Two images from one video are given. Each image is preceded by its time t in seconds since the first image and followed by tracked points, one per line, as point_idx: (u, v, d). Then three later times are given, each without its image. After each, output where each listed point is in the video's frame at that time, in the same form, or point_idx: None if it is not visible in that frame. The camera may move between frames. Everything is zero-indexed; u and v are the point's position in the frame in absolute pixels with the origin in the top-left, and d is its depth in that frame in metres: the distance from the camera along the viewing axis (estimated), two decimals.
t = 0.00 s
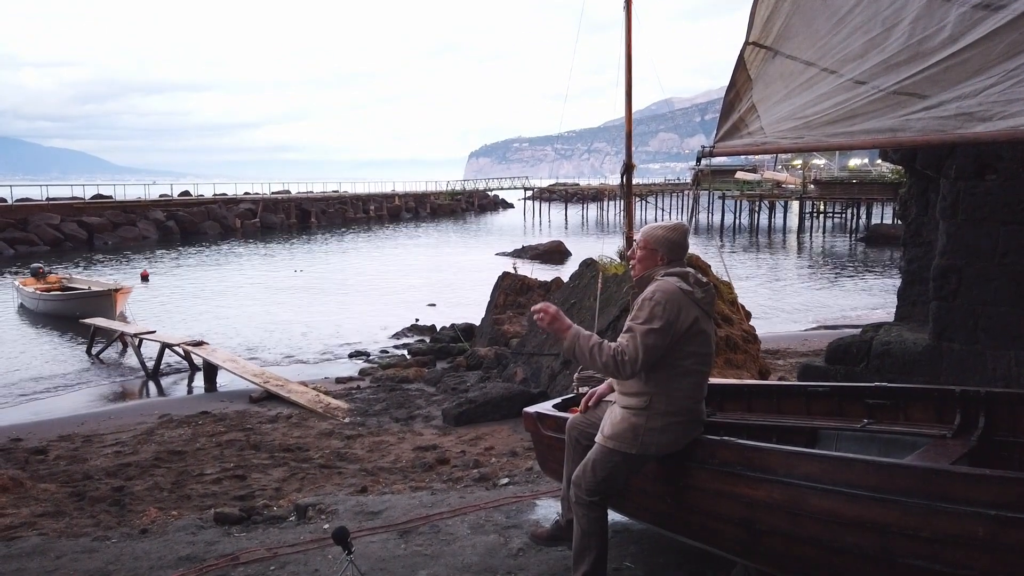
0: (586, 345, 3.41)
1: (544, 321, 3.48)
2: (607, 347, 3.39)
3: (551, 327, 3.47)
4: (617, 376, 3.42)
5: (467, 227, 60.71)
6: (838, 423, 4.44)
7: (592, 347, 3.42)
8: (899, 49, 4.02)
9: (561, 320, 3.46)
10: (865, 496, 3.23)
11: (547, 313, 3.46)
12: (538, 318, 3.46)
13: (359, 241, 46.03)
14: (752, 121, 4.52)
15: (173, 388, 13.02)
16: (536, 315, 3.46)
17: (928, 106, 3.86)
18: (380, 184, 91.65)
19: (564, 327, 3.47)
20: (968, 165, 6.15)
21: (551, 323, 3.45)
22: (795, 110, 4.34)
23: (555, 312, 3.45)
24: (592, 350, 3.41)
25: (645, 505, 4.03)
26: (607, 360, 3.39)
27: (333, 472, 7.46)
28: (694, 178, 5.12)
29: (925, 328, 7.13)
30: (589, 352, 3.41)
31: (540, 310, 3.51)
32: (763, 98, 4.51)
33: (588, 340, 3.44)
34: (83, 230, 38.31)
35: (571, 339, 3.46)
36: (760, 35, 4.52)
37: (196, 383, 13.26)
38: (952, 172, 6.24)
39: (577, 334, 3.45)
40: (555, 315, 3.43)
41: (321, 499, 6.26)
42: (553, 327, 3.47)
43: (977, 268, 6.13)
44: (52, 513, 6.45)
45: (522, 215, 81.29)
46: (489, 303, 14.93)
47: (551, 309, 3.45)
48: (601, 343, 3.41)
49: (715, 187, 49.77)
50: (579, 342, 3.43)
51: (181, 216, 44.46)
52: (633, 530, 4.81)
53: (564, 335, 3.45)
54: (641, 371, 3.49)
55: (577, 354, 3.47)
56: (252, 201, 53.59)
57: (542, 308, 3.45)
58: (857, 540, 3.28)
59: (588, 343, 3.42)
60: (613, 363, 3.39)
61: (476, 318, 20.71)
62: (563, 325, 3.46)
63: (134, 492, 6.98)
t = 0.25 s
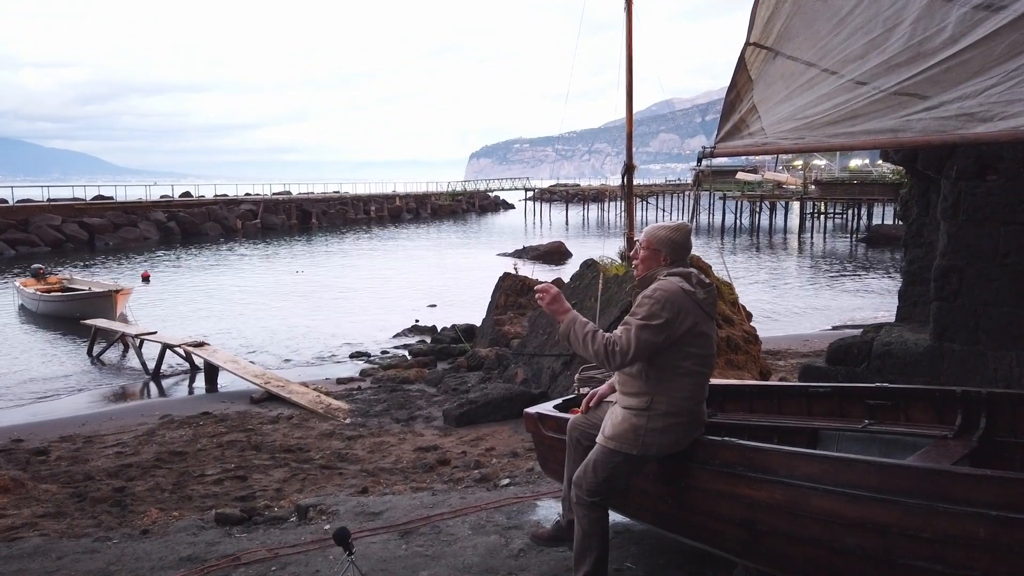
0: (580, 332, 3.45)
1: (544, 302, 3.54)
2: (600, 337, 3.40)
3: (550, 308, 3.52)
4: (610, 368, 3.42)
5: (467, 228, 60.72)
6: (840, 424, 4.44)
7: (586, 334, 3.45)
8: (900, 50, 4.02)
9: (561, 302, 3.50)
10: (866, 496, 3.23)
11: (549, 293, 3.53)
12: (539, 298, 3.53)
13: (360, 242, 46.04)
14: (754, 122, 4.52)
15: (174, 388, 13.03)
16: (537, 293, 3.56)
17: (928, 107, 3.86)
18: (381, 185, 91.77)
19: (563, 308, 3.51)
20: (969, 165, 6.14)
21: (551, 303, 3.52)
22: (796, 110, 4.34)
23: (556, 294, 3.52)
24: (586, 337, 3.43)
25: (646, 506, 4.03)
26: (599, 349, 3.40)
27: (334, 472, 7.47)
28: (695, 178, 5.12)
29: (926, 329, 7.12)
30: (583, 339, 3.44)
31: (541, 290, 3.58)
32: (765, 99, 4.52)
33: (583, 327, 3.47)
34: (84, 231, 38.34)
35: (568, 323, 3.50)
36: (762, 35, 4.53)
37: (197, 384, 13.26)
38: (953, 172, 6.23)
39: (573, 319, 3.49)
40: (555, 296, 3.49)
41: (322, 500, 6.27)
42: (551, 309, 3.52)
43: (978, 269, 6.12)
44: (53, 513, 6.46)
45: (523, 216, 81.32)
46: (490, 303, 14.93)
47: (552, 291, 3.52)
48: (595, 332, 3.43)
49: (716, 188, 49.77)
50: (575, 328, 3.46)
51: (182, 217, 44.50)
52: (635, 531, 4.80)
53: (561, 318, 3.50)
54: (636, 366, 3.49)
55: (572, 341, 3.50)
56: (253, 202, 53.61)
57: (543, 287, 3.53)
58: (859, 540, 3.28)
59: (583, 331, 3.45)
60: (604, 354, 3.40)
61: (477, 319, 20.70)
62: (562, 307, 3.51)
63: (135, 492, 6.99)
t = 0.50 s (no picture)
0: (576, 344, 3.45)
1: (535, 323, 3.55)
2: (599, 343, 3.40)
3: (542, 328, 3.52)
4: (610, 371, 3.42)
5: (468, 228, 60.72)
6: (840, 424, 4.45)
7: (584, 343, 3.45)
8: (901, 50, 4.02)
9: (552, 321, 3.50)
10: (866, 496, 3.23)
11: (538, 315, 3.53)
12: (529, 320, 3.53)
13: (360, 242, 46.06)
14: (754, 122, 4.52)
15: (174, 389, 13.04)
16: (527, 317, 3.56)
17: (929, 107, 3.86)
18: (381, 186, 91.82)
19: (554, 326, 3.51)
20: (969, 165, 6.14)
21: (542, 325, 3.53)
22: (797, 111, 4.34)
23: (546, 314, 3.51)
24: (583, 347, 3.43)
25: (647, 506, 4.03)
26: (598, 356, 3.40)
27: (334, 473, 7.47)
28: (696, 179, 5.12)
29: (927, 329, 7.12)
30: (580, 349, 3.45)
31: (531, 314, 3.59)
32: (765, 99, 4.52)
33: (579, 339, 3.47)
34: (85, 231, 38.36)
35: (562, 338, 3.50)
36: (761, 36, 4.53)
37: (197, 384, 13.27)
38: (954, 172, 6.22)
39: (567, 333, 3.49)
40: (545, 317, 3.49)
41: (322, 500, 6.27)
42: (543, 329, 3.52)
43: (979, 268, 6.12)
44: (54, 514, 6.46)
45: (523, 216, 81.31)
46: (490, 303, 14.93)
47: (542, 311, 3.51)
48: (592, 340, 3.44)
49: (717, 188, 49.78)
50: (570, 341, 3.46)
51: (183, 217, 44.52)
52: (636, 531, 4.80)
53: (554, 335, 3.50)
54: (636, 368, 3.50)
55: (569, 352, 3.50)
56: (254, 202, 53.64)
57: (533, 310, 3.53)
58: (859, 541, 3.28)
59: (579, 342, 3.45)
60: (604, 358, 3.40)
61: (478, 319, 20.70)
62: (553, 325, 3.50)
63: (136, 493, 7.00)
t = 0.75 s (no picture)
0: (580, 343, 3.45)
1: (540, 320, 3.54)
2: (601, 343, 3.40)
3: (547, 326, 3.51)
4: (612, 372, 3.42)
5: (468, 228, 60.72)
6: (840, 424, 4.45)
7: (587, 343, 3.45)
8: (901, 50, 4.02)
9: (556, 319, 3.50)
10: (866, 496, 3.23)
11: (544, 310, 3.52)
12: (535, 317, 3.52)
13: (361, 243, 46.09)
14: (754, 122, 4.52)
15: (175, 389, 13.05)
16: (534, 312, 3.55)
17: (930, 107, 3.86)
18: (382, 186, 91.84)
19: (560, 323, 3.51)
20: (969, 165, 6.14)
21: (547, 321, 3.52)
22: (797, 111, 4.34)
23: (550, 311, 3.51)
24: (586, 346, 3.43)
25: (647, 506, 4.03)
26: (600, 356, 3.39)
27: (335, 473, 7.48)
28: (697, 179, 5.12)
29: (927, 329, 7.12)
30: (583, 349, 3.44)
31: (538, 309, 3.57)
32: (766, 99, 4.52)
33: (582, 338, 3.47)
34: (86, 231, 38.37)
35: (567, 336, 3.50)
36: (762, 37, 4.54)
37: (198, 384, 13.27)
38: (954, 172, 6.22)
39: (571, 331, 3.49)
40: (550, 313, 3.49)
41: (322, 500, 6.27)
42: (548, 325, 3.52)
43: (980, 269, 6.12)
44: (55, 514, 6.46)
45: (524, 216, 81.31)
46: (491, 304, 14.94)
47: (546, 309, 3.51)
48: (595, 340, 3.43)
49: (717, 188, 49.78)
50: (574, 340, 3.46)
51: (184, 218, 44.54)
52: (636, 531, 4.80)
53: (559, 332, 3.50)
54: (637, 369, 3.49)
55: (572, 352, 3.50)
56: (254, 203, 53.65)
57: (539, 306, 3.52)
58: (860, 541, 3.27)
59: (583, 341, 3.45)
60: (606, 359, 3.39)
61: (479, 320, 20.71)
62: (558, 322, 3.51)
63: (137, 493, 7.00)
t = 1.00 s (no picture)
0: (583, 338, 3.45)
1: (545, 311, 3.54)
2: (603, 341, 3.40)
3: (552, 317, 3.52)
4: (614, 370, 3.42)
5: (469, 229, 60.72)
6: (841, 425, 4.45)
7: (589, 339, 3.45)
8: (902, 51, 4.02)
9: (562, 310, 3.51)
10: (867, 497, 3.23)
11: (551, 302, 3.53)
12: (541, 308, 3.53)
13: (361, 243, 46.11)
14: (755, 123, 4.53)
15: (176, 390, 13.05)
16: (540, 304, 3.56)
17: (930, 107, 3.86)
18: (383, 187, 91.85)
19: (566, 316, 3.52)
20: (970, 166, 6.14)
21: (555, 313, 3.53)
22: (797, 112, 4.34)
23: (556, 302, 3.52)
24: (589, 342, 3.43)
25: (647, 507, 4.03)
26: (602, 353, 3.39)
27: (336, 474, 7.48)
28: (697, 181, 5.12)
29: (928, 330, 7.11)
30: (586, 344, 3.44)
31: (545, 300, 3.59)
32: (766, 100, 4.52)
33: (586, 333, 3.47)
34: (86, 232, 38.39)
35: (572, 329, 3.51)
36: (763, 37, 4.54)
37: (198, 385, 13.27)
38: (955, 173, 6.22)
39: (576, 325, 3.49)
40: (557, 304, 3.50)
41: (323, 501, 6.27)
42: (554, 316, 3.53)
43: (980, 270, 6.11)
44: (55, 515, 6.46)
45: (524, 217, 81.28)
46: (491, 304, 14.95)
47: (553, 299, 3.52)
48: (598, 337, 3.43)
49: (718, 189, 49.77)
50: (578, 334, 3.47)
51: (184, 218, 44.54)
52: (636, 532, 4.80)
53: (563, 325, 3.52)
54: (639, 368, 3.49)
55: (575, 346, 3.50)
56: (255, 203, 53.64)
57: (546, 298, 3.53)
58: (860, 541, 3.27)
59: (586, 336, 3.45)
60: (608, 357, 3.39)
61: (479, 320, 20.72)
62: (564, 314, 3.52)
63: (138, 493, 7.00)
